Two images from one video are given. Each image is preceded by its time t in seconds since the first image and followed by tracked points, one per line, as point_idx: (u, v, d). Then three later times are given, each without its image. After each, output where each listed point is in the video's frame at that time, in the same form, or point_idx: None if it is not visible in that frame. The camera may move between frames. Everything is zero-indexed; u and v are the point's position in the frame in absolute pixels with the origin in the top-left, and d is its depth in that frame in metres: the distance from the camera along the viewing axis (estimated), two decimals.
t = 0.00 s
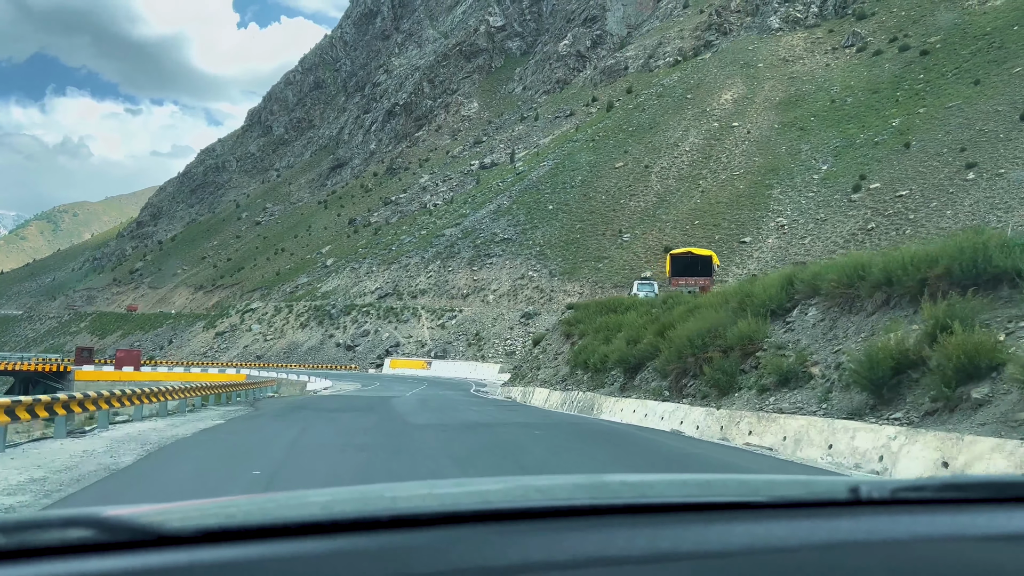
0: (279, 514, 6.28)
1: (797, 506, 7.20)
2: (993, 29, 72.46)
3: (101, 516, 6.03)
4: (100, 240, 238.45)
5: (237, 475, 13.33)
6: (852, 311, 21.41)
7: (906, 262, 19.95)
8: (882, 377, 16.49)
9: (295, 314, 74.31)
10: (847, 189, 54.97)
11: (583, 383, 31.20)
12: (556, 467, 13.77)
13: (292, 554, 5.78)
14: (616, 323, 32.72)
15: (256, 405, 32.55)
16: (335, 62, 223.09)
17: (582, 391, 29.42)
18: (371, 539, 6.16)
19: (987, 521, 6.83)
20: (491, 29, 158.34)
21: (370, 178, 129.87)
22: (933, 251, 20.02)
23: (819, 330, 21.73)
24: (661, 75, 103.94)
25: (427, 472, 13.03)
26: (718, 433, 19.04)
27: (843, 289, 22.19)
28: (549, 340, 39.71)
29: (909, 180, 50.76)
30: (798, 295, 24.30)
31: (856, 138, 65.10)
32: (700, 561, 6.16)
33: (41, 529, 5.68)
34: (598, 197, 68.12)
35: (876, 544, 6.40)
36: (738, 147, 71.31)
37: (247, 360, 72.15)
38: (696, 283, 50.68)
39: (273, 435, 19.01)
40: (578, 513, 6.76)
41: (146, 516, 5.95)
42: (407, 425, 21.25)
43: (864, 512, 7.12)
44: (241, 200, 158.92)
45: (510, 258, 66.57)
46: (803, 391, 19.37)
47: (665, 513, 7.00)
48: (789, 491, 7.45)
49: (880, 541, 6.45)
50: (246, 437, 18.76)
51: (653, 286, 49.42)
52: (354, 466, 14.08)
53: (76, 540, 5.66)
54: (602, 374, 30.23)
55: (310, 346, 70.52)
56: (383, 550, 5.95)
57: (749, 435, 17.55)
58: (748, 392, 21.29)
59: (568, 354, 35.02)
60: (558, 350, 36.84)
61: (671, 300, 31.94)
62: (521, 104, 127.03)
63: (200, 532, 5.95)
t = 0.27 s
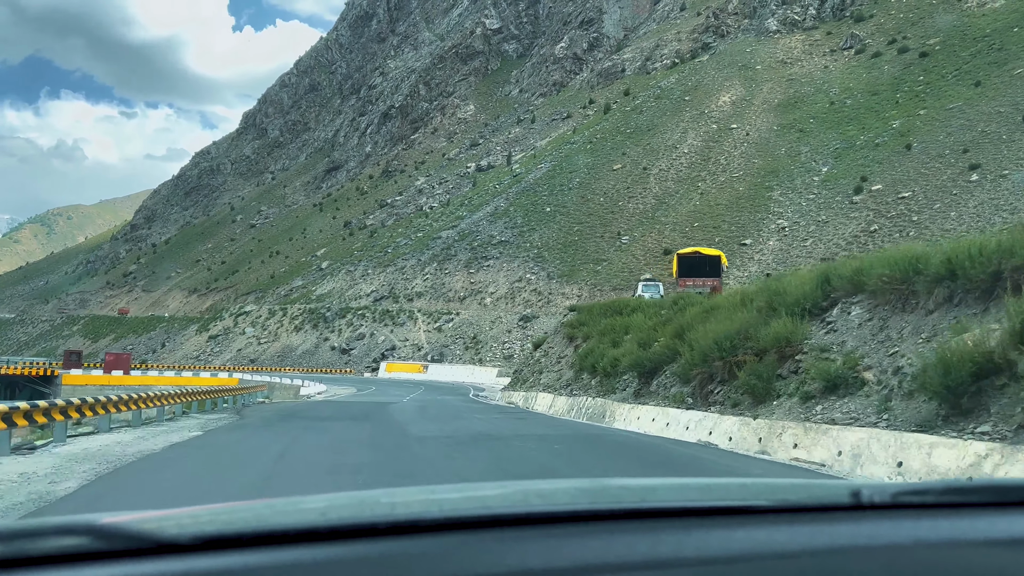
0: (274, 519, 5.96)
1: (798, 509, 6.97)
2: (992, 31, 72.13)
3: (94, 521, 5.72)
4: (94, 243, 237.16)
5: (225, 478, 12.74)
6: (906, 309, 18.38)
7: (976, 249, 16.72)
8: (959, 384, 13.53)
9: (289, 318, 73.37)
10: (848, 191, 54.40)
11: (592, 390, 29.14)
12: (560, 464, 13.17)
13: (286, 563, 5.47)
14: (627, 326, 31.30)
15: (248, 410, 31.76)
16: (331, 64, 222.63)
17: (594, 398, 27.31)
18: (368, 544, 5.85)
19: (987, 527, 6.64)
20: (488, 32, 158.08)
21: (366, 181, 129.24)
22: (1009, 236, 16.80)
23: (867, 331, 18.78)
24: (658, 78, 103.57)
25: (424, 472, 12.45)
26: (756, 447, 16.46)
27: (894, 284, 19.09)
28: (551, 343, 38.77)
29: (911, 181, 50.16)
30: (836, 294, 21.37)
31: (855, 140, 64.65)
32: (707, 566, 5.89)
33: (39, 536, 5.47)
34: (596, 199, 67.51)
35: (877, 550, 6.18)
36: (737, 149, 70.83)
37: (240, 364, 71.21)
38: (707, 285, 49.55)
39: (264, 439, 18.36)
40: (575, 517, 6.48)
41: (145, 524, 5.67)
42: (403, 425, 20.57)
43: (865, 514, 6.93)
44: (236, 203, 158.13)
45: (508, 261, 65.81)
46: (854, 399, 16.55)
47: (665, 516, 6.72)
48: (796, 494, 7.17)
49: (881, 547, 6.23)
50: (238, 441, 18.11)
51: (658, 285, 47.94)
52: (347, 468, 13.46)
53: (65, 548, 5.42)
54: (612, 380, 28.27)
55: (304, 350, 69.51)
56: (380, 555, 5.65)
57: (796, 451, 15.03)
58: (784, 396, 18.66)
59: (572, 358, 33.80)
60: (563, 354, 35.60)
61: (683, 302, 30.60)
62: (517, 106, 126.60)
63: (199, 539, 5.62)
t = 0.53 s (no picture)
0: (269, 525, 5.79)
1: (794, 513, 6.82)
2: (992, 31, 71.65)
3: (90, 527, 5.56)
4: (87, 244, 235.33)
5: (217, 484, 12.37)
6: (975, 305, 16.51)
7: None
8: None
9: (283, 319, 72.41)
10: (850, 191, 53.76)
11: (606, 394, 27.52)
12: (561, 473, 12.81)
13: (282, 567, 5.29)
14: (639, 326, 30.14)
15: (243, 414, 30.97)
16: (327, 65, 221.76)
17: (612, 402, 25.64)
18: (364, 548, 5.68)
19: (986, 532, 6.52)
20: (484, 32, 157.53)
21: (361, 182, 128.45)
22: None
23: (930, 330, 16.92)
24: (656, 78, 102.99)
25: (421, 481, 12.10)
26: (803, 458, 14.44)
27: (960, 277, 17.19)
28: (552, 345, 37.92)
29: (914, 181, 49.54)
30: (886, 290, 19.57)
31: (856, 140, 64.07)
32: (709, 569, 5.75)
33: (36, 540, 5.30)
34: (595, 200, 66.86)
35: (878, 552, 6.06)
36: (736, 149, 70.22)
37: (233, 366, 70.25)
38: (718, 283, 47.79)
39: (259, 445, 17.95)
40: (572, 522, 6.34)
41: (143, 529, 5.51)
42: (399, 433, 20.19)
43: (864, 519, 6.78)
44: (231, 204, 157.16)
45: (505, 261, 65.05)
46: (924, 407, 14.66)
47: (664, 522, 6.57)
48: (795, 499, 7.02)
49: (882, 551, 6.10)
50: (231, 446, 17.72)
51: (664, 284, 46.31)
52: (343, 474, 13.13)
53: (54, 553, 5.21)
54: (627, 384, 26.71)
55: (299, 351, 68.55)
56: (376, 559, 5.49)
57: (857, 464, 13.02)
58: (836, 403, 16.84)
59: (578, 359, 32.82)
60: (568, 355, 34.61)
61: (695, 301, 29.56)
62: (514, 106, 125.98)
63: (198, 543, 5.44)
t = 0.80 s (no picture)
0: (270, 523, 5.69)
1: (797, 512, 6.75)
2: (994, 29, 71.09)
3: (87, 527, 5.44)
4: (80, 243, 233.59)
5: (215, 487, 12.16)
6: None
7: None
8: None
9: (278, 318, 71.50)
10: (853, 189, 53.05)
11: (625, 397, 25.66)
12: (565, 477, 12.67)
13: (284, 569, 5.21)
14: (653, 325, 28.94)
15: (238, 415, 30.22)
16: (322, 64, 220.73)
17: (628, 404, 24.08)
18: (369, 548, 5.60)
19: (990, 530, 6.49)
20: (481, 31, 156.79)
21: (357, 180, 127.58)
22: None
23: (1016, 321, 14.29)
24: (654, 76, 102.30)
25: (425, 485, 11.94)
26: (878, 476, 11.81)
27: None
28: (554, 345, 37.09)
29: (919, 179, 48.87)
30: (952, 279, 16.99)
31: (858, 138, 63.41)
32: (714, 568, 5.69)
33: (33, 542, 5.15)
34: (594, 198, 66.15)
35: (883, 552, 6.02)
36: (736, 147, 69.54)
37: (227, 366, 69.34)
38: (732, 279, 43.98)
39: (256, 449, 17.72)
40: (575, 522, 6.27)
41: (145, 530, 5.38)
42: (399, 438, 19.97)
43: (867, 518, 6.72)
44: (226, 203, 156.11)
45: (503, 260, 64.21)
46: None
47: (669, 522, 6.49)
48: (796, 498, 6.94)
49: (888, 551, 6.05)
50: (228, 450, 17.48)
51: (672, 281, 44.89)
52: (339, 478, 12.90)
53: (51, 555, 5.08)
54: (643, 386, 25.19)
55: (294, 351, 67.61)
56: (379, 560, 5.42)
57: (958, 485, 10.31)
58: (908, 409, 14.26)
59: (585, 359, 31.84)
60: (575, 355, 33.62)
61: (711, 298, 28.26)
62: (511, 105, 125.22)
63: (199, 546, 5.35)
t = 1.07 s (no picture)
0: (267, 520, 5.59)
1: (795, 509, 6.70)
2: (996, 24, 70.31)
3: (95, 524, 5.41)
4: (73, 241, 231.79)
5: (213, 483, 12.03)
6: None
7: None
8: None
9: (272, 316, 70.61)
10: (855, 185, 52.30)
11: (647, 399, 23.99)
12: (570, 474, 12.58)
13: (282, 563, 5.18)
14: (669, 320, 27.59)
15: (234, 415, 29.50)
16: (318, 61, 219.40)
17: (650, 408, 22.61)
18: (368, 544, 5.53)
19: (986, 526, 6.51)
20: (477, 28, 156.00)
21: (353, 178, 126.75)
22: None
23: None
24: (652, 73, 101.48)
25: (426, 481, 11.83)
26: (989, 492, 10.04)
27: None
28: (556, 345, 36.27)
29: (923, 174, 48.19)
30: None
31: (859, 133, 62.68)
32: (715, 567, 5.66)
33: (33, 539, 5.19)
34: (592, 194, 65.47)
35: (884, 549, 6.00)
36: (736, 143, 68.78)
37: (221, 365, 68.46)
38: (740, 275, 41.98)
39: (254, 444, 17.53)
40: (577, 517, 6.20)
41: (139, 526, 5.35)
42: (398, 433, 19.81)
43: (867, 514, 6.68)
44: (221, 201, 155.19)
45: (501, 257, 63.40)
46: None
47: (669, 518, 6.41)
48: (795, 493, 6.91)
49: (886, 548, 6.04)
50: (225, 445, 17.30)
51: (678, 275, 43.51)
52: (339, 477, 12.78)
53: (64, 551, 5.14)
54: (663, 387, 23.78)
55: (288, 350, 66.73)
56: (377, 556, 5.35)
57: None
58: (1009, 416, 12.34)
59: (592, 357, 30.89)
60: (580, 353, 32.70)
61: (732, 293, 26.82)
62: (508, 102, 124.45)
63: (194, 541, 5.30)
